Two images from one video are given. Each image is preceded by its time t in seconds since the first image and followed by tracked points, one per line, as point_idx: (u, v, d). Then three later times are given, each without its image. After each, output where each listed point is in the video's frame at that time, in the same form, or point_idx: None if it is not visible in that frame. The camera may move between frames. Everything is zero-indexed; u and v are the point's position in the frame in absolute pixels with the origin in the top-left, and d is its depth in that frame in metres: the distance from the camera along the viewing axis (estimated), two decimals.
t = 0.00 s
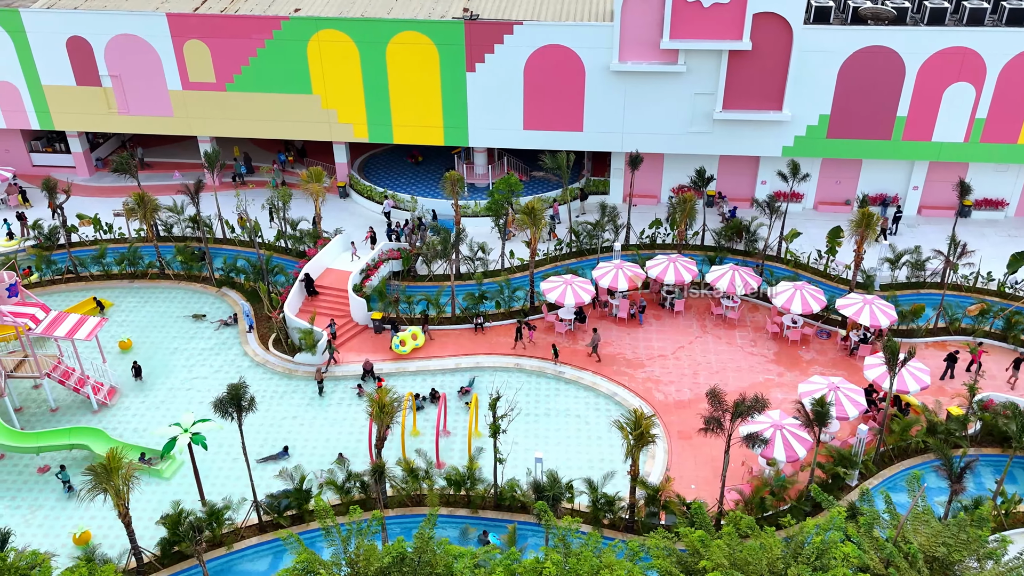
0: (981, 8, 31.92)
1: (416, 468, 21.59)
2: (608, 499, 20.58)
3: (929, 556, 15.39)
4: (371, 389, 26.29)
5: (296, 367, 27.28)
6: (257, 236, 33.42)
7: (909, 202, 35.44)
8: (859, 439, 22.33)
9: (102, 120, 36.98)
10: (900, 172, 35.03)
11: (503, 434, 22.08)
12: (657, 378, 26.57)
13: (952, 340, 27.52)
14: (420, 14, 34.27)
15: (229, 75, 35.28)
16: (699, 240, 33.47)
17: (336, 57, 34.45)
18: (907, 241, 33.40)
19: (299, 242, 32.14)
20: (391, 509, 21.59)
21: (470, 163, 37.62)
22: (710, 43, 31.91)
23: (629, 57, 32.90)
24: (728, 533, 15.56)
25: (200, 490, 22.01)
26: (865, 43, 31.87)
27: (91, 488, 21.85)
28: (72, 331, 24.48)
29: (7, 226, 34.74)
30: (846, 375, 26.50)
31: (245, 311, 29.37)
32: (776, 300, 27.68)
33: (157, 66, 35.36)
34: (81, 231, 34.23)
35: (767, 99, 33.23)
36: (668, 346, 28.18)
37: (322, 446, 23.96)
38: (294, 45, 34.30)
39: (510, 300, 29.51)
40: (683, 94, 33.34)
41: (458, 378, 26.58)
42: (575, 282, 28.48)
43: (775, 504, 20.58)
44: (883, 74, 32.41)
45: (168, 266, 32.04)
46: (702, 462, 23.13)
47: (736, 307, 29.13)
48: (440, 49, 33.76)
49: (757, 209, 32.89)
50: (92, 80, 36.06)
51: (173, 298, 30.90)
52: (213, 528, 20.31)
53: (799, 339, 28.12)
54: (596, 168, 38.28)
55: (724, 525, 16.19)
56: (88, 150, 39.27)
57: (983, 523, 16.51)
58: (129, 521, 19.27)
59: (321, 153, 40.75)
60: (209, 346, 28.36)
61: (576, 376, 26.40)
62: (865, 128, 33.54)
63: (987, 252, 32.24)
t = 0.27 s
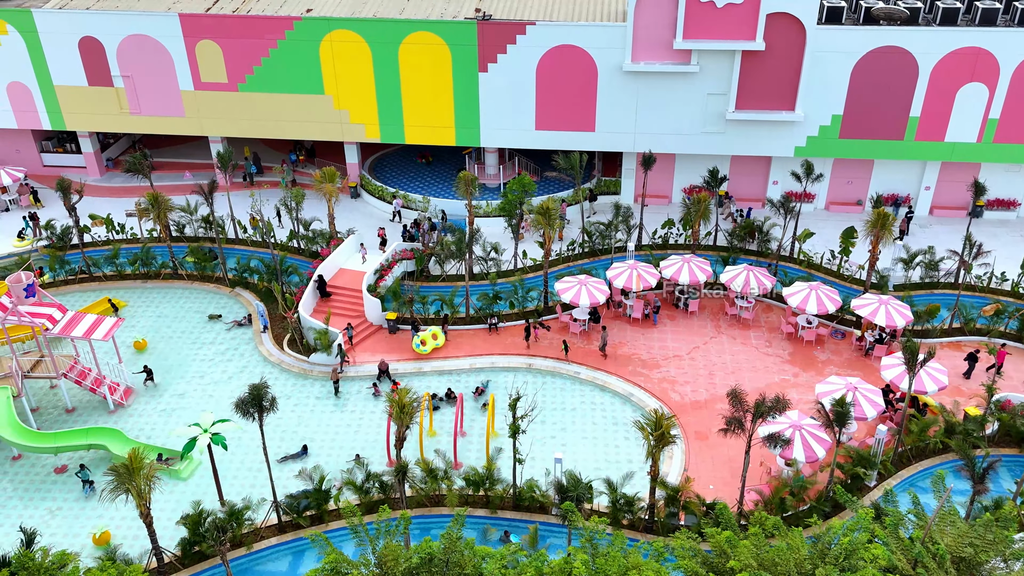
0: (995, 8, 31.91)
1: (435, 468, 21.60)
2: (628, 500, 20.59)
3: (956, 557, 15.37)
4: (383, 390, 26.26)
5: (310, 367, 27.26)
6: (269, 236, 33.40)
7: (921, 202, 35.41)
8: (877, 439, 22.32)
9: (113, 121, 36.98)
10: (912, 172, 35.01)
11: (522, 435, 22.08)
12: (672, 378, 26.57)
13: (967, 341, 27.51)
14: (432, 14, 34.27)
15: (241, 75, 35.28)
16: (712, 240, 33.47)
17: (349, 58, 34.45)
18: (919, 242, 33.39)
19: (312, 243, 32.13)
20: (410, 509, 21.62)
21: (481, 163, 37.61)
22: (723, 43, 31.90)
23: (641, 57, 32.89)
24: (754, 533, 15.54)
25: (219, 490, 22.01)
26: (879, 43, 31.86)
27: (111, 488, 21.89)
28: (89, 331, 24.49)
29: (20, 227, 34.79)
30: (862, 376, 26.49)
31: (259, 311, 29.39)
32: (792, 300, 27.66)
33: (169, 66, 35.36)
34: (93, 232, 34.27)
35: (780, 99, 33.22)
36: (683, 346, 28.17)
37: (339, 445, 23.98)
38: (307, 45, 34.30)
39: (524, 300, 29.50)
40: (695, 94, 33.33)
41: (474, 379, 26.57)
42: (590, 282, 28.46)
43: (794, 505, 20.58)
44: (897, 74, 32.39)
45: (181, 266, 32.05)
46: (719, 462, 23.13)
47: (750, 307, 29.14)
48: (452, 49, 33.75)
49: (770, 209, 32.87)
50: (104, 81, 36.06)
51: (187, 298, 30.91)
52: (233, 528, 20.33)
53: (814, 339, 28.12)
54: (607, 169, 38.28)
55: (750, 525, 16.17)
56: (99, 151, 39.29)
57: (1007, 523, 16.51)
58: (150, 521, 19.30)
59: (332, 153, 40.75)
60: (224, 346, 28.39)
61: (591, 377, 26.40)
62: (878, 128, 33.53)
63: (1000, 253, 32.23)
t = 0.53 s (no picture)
0: (1009, 8, 31.90)
1: (456, 468, 21.61)
2: (649, 500, 20.60)
3: (985, 557, 15.37)
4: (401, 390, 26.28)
5: (327, 367, 27.28)
6: (283, 236, 33.39)
7: (934, 202, 35.40)
8: (897, 439, 22.32)
9: (126, 121, 36.99)
10: (925, 172, 35.00)
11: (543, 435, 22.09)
12: (689, 378, 26.58)
13: (983, 341, 27.52)
14: (445, 14, 34.29)
15: (254, 75, 35.29)
16: (725, 240, 33.48)
17: (362, 58, 34.47)
18: (933, 242, 33.38)
19: (326, 243, 32.13)
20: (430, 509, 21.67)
21: (493, 163, 37.61)
22: (738, 43, 31.89)
23: (655, 57, 32.89)
24: (783, 534, 15.52)
25: (240, 490, 22.04)
26: (893, 43, 31.86)
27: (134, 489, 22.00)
28: (107, 332, 24.51)
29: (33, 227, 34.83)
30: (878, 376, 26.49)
31: (275, 311, 29.42)
32: (808, 300, 27.66)
33: (182, 66, 35.37)
34: (107, 232, 34.29)
35: (793, 99, 33.22)
36: (699, 346, 28.18)
37: (359, 445, 24.01)
38: (320, 45, 34.32)
39: (539, 300, 29.50)
40: (709, 94, 33.34)
41: (491, 379, 26.57)
42: (605, 282, 28.45)
43: (816, 505, 20.58)
44: (911, 74, 32.39)
45: (195, 266, 32.07)
46: (738, 462, 23.14)
47: (766, 308, 29.14)
48: (466, 49, 33.75)
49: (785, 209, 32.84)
50: (117, 81, 36.06)
51: (202, 299, 30.96)
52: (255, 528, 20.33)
53: (830, 339, 28.12)
54: (619, 169, 38.28)
55: (778, 526, 16.15)
56: (111, 151, 39.32)
57: None
58: (174, 521, 19.35)
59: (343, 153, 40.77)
60: (240, 346, 28.46)
61: (608, 377, 26.41)
62: (891, 129, 33.53)
63: (1013, 253, 32.23)
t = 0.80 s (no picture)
0: None
1: (478, 468, 21.62)
2: (671, 500, 20.61)
3: (1015, 557, 15.37)
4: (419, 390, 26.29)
5: (344, 366, 27.29)
6: (297, 236, 33.40)
7: (948, 202, 35.36)
8: (918, 439, 22.31)
9: (139, 121, 36.98)
10: (938, 172, 34.98)
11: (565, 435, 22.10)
12: (707, 378, 26.59)
13: (1000, 341, 27.51)
14: (459, 14, 34.30)
15: (268, 75, 35.30)
16: (739, 240, 33.48)
17: (376, 58, 34.48)
18: (947, 242, 33.36)
19: (341, 243, 32.13)
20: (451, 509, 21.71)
21: (506, 163, 37.58)
22: (752, 43, 31.90)
23: (670, 57, 32.89)
24: (814, 534, 15.51)
25: (262, 489, 22.05)
26: (907, 43, 31.86)
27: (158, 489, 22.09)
28: (126, 332, 24.55)
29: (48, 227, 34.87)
30: (896, 376, 26.47)
31: (292, 311, 29.44)
32: (825, 300, 27.66)
33: (196, 66, 35.38)
34: (121, 232, 34.31)
35: (808, 99, 33.23)
36: (716, 346, 28.18)
37: (379, 444, 24.03)
38: (334, 45, 34.32)
39: (555, 300, 29.51)
40: (724, 94, 33.36)
41: (509, 379, 26.57)
42: (622, 282, 28.44)
43: (838, 505, 20.58)
44: (925, 74, 32.37)
45: (210, 266, 32.09)
46: (758, 462, 23.14)
47: (782, 308, 29.14)
48: (481, 49, 33.75)
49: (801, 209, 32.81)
50: (131, 81, 36.05)
51: (218, 299, 31.01)
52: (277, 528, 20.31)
53: (847, 339, 28.11)
54: (632, 168, 38.28)
55: (808, 526, 16.15)
56: (123, 151, 39.34)
57: None
58: (198, 520, 19.38)
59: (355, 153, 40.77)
60: (257, 346, 28.51)
61: (626, 377, 26.42)
62: (906, 129, 33.54)
63: None
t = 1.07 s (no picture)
0: None
1: (500, 468, 21.63)
2: (695, 500, 20.62)
3: None
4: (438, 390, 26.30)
5: (362, 366, 27.35)
6: (312, 236, 33.42)
7: (962, 202, 35.35)
8: (940, 439, 22.32)
9: (153, 121, 36.99)
10: (953, 172, 34.97)
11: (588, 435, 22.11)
12: (726, 378, 26.60)
13: (1018, 341, 27.53)
14: (474, 15, 34.31)
15: (282, 75, 35.29)
16: (754, 240, 33.50)
17: (391, 58, 34.47)
18: (962, 242, 33.37)
19: (356, 243, 32.14)
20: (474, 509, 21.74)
21: (519, 163, 37.59)
22: (768, 43, 31.90)
23: (685, 57, 32.89)
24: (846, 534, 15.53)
25: (285, 489, 22.06)
26: (923, 43, 31.86)
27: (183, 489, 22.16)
28: (147, 332, 24.59)
29: (63, 227, 34.95)
30: (915, 376, 26.49)
31: (309, 311, 29.50)
32: (843, 300, 27.66)
33: (210, 66, 35.38)
34: (136, 232, 34.34)
35: (823, 99, 33.23)
36: (733, 346, 28.19)
37: (399, 443, 24.06)
38: (349, 45, 34.31)
39: (572, 300, 29.52)
40: (739, 95, 33.36)
41: (527, 379, 26.57)
42: (639, 282, 28.44)
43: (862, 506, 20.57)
44: (941, 74, 32.37)
45: (226, 266, 32.12)
46: (779, 462, 23.16)
47: (799, 308, 29.15)
48: (496, 49, 33.72)
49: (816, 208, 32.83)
50: (145, 81, 36.06)
51: (234, 299, 31.06)
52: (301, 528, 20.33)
53: (864, 339, 28.13)
54: (644, 168, 38.32)
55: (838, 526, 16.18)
56: (137, 151, 39.39)
57: None
58: (223, 520, 19.41)
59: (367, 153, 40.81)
60: (275, 346, 28.58)
61: (644, 377, 26.43)
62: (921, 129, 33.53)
63: None
